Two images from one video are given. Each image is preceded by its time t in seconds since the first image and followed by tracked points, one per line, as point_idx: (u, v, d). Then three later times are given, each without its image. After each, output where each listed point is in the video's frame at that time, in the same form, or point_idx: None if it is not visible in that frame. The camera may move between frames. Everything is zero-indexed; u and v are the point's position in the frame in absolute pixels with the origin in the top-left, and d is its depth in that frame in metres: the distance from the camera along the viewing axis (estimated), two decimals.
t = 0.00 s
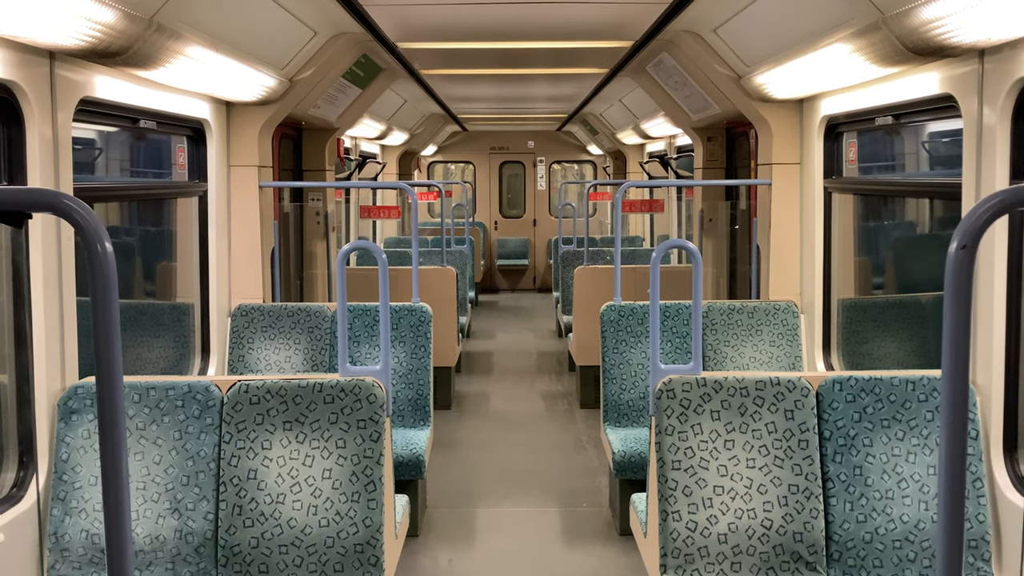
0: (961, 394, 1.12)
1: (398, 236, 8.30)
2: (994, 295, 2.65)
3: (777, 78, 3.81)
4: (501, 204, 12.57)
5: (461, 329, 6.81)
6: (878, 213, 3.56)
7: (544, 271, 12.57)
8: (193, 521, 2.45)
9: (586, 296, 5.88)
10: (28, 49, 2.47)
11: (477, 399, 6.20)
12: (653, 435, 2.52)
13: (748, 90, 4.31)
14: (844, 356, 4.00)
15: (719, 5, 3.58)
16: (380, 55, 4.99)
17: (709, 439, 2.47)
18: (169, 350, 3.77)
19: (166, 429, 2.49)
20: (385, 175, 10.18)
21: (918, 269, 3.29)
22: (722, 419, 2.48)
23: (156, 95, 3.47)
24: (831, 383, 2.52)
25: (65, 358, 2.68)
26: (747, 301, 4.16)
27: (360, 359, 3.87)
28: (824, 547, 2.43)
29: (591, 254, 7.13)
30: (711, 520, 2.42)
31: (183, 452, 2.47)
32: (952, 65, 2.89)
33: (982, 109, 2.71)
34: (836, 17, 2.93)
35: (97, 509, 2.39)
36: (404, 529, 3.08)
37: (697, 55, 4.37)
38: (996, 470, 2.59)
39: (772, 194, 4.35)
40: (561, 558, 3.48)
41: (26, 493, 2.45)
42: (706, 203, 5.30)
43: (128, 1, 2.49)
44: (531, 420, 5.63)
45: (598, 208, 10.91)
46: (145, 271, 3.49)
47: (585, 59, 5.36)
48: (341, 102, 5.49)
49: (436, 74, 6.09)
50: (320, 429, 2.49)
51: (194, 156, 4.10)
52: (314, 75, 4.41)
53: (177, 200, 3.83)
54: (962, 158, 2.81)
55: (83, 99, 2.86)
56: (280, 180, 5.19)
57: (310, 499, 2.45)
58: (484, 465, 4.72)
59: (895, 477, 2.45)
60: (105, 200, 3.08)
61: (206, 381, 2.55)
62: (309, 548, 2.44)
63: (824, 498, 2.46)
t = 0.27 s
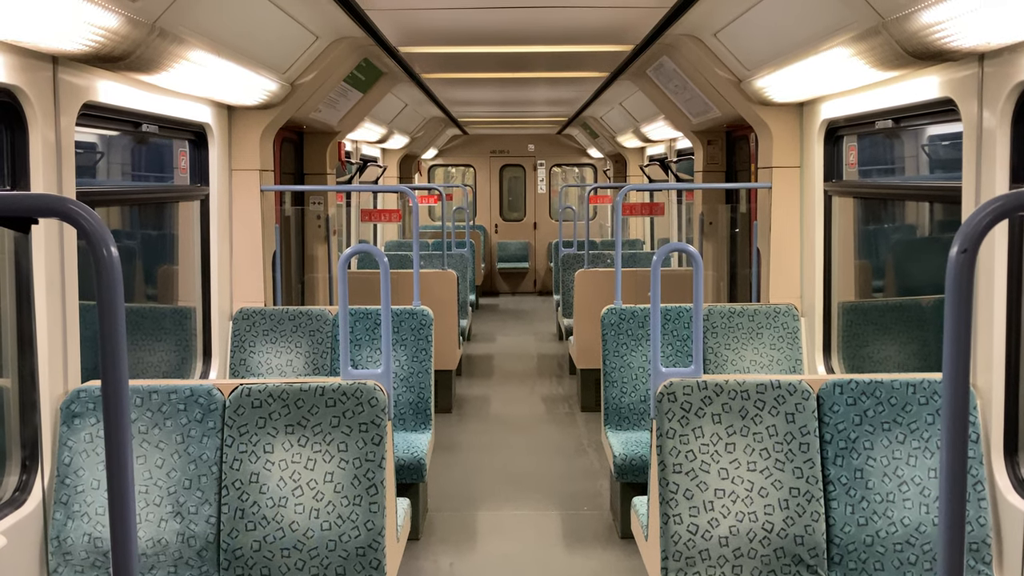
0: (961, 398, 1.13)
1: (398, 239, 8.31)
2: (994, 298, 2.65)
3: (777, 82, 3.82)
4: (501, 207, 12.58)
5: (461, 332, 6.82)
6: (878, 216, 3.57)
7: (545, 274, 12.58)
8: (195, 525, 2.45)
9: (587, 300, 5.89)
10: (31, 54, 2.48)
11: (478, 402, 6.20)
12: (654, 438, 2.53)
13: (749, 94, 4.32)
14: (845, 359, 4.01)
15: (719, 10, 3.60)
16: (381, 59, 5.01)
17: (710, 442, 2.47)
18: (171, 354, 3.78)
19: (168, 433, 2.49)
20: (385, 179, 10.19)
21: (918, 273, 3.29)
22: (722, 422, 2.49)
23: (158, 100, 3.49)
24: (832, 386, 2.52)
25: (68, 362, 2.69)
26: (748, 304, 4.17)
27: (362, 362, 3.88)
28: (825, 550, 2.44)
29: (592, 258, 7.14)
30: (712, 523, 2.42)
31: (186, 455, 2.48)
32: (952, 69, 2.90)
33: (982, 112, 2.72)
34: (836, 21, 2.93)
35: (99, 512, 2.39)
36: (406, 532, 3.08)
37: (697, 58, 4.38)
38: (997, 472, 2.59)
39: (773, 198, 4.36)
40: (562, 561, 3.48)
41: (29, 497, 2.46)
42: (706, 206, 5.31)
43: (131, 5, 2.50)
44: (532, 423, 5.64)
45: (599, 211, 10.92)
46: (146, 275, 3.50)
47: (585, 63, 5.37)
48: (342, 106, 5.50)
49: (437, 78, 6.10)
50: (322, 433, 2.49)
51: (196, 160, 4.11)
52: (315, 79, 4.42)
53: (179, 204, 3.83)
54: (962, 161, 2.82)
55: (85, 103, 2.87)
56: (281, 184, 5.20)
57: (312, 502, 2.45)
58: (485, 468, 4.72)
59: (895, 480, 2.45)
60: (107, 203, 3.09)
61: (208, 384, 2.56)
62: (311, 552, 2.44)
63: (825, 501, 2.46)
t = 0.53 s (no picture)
0: (958, 400, 1.13)
1: (400, 242, 8.32)
2: (994, 300, 2.65)
3: (777, 85, 3.83)
4: (502, 210, 12.59)
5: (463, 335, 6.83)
6: (878, 218, 3.58)
7: (546, 277, 12.59)
8: (197, 528, 2.46)
9: (588, 302, 5.89)
10: (33, 59, 2.49)
11: (480, 405, 6.21)
12: (655, 441, 2.53)
13: (749, 96, 4.33)
14: (846, 361, 4.01)
15: (719, 13, 3.61)
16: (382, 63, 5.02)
17: (710, 444, 2.47)
18: (173, 357, 3.79)
19: (170, 436, 2.50)
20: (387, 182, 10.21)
21: (918, 275, 3.30)
22: (722, 425, 2.49)
23: (160, 104, 3.50)
24: (832, 389, 2.52)
25: (70, 366, 2.70)
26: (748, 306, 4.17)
27: (363, 365, 3.89)
28: (825, 552, 2.44)
29: (593, 260, 7.14)
30: (712, 525, 2.43)
31: (187, 459, 2.49)
32: (951, 72, 2.91)
33: (981, 115, 2.73)
34: (836, 25, 2.94)
35: (101, 515, 2.40)
36: (407, 535, 3.09)
37: (697, 62, 4.39)
38: (997, 474, 2.60)
39: (773, 200, 4.36)
40: (563, 563, 3.48)
41: (31, 500, 2.47)
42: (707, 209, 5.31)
43: (133, 10, 2.51)
44: (533, 426, 5.64)
45: (600, 214, 10.93)
46: (148, 278, 3.51)
47: (586, 66, 5.38)
48: (344, 109, 5.52)
49: (438, 81, 6.12)
50: (323, 436, 2.50)
51: (197, 164, 4.12)
52: (316, 83, 4.44)
53: (181, 207, 3.85)
54: (961, 164, 2.82)
55: (87, 107, 2.89)
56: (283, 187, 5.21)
57: (313, 505, 2.46)
58: (487, 470, 4.73)
59: (895, 482, 2.45)
60: (109, 207, 3.11)
61: (210, 388, 2.56)
62: (312, 554, 2.45)
63: (825, 504, 2.47)
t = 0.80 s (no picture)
0: (955, 401, 1.13)
1: (401, 243, 8.32)
2: (995, 301, 2.65)
3: (777, 87, 3.83)
4: (504, 211, 12.60)
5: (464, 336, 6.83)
6: (879, 220, 3.57)
7: (548, 278, 12.58)
8: (197, 528, 2.46)
9: (589, 303, 5.89)
10: (34, 60, 2.50)
11: (481, 406, 6.21)
12: (655, 442, 2.53)
13: (750, 98, 4.33)
14: (847, 363, 4.00)
15: (720, 14, 3.61)
16: (383, 64, 5.02)
17: (710, 445, 2.47)
18: (174, 358, 3.79)
19: (170, 437, 2.50)
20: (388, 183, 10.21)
21: (919, 276, 3.29)
22: (723, 426, 2.49)
23: (161, 105, 3.50)
24: (832, 390, 2.52)
25: (71, 366, 2.70)
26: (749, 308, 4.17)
27: (364, 366, 3.89)
28: (825, 553, 2.44)
29: (594, 261, 7.14)
30: (712, 526, 2.43)
31: (187, 459, 2.49)
32: (952, 73, 2.91)
33: (982, 116, 2.73)
34: (836, 26, 2.94)
35: (101, 516, 2.40)
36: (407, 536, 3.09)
37: (698, 63, 4.39)
38: (997, 475, 2.60)
39: (774, 201, 4.36)
40: (563, 565, 3.48)
41: (32, 500, 2.48)
42: (708, 210, 5.31)
43: (133, 11, 2.52)
44: (534, 427, 5.64)
45: (602, 215, 10.93)
46: (149, 279, 3.52)
47: (587, 67, 5.39)
48: (345, 110, 5.52)
49: (439, 83, 6.12)
50: (323, 437, 2.50)
51: (198, 165, 4.13)
52: (317, 84, 4.44)
53: (182, 208, 3.85)
54: (962, 165, 2.82)
55: (88, 109, 2.89)
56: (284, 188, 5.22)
57: (313, 506, 2.46)
58: (488, 472, 4.73)
59: (896, 484, 2.45)
60: (110, 208, 3.11)
61: (210, 388, 2.57)
62: (312, 555, 2.45)
63: (826, 505, 2.46)
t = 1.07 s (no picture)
0: (958, 399, 1.13)
1: (403, 243, 8.32)
2: (997, 300, 2.65)
3: (779, 86, 3.83)
4: (506, 211, 12.60)
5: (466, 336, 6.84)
6: (881, 219, 3.57)
7: (550, 278, 12.58)
8: (199, 527, 2.47)
9: (591, 302, 5.89)
10: (37, 59, 2.50)
11: (483, 405, 6.21)
12: (657, 441, 2.53)
13: (752, 97, 4.32)
14: (848, 362, 4.00)
15: (722, 13, 3.60)
16: (385, 64, 5.02)
17: (712, 444, 2.48)
18: (176, 357, 3.79)
19: (173, 435, 2.51)
20: (390, 182, 10.21)
21: (921, 276, 3.29)
22: (725, 425, 2.49)
23: (163, 104, 3.51)
24: (834, 389, 2.52)
25: (73, 365, 2.71)
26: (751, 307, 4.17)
27: (366, 365, 3.89)
28: (827, 552, 2.44)
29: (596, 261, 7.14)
30: (715, 525, 2.43)
31: (190, 458, 2.49)
32: (954, 72, 2.90)
33: (984, 115, 2.72)
34: (838, 25, 2.94)
35: (104, 515, 2.41)
36: (409, 535, 3.09)
37: (700, 62, 4.38)
38: (999, 474, 2.61)
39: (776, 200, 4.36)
40: (565, 564, 3.48)
41: (36, 498, 2.49)
42: (710, 209, 5.31)
43: (136, 10, 2.52)
44: (535, 426, 5.64)
45: (603, 215, 10.93)
46: (151, 278, 3.52)
47: (589, 66, 5.39)
48: (347, 110, 5.52)
49: (441, 82, 6.12)
50: (325, 435, 2.50)
51: (200, 164, 4.14)
52: (319, 84, 4.44)
53: (184, 207, 3.85)
54: (964, 164, 2.82)
55: (91, 108, 2.89)
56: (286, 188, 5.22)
57: (315, 505, 2.46)
58: (489, 471, 4.73)
59: (898, 483, 2.45)
60: (112, 207, 3.12)
61: (212, 387, 2.57)
62: (314, 554, 2.45)
63: (828, 504, 2.46)
